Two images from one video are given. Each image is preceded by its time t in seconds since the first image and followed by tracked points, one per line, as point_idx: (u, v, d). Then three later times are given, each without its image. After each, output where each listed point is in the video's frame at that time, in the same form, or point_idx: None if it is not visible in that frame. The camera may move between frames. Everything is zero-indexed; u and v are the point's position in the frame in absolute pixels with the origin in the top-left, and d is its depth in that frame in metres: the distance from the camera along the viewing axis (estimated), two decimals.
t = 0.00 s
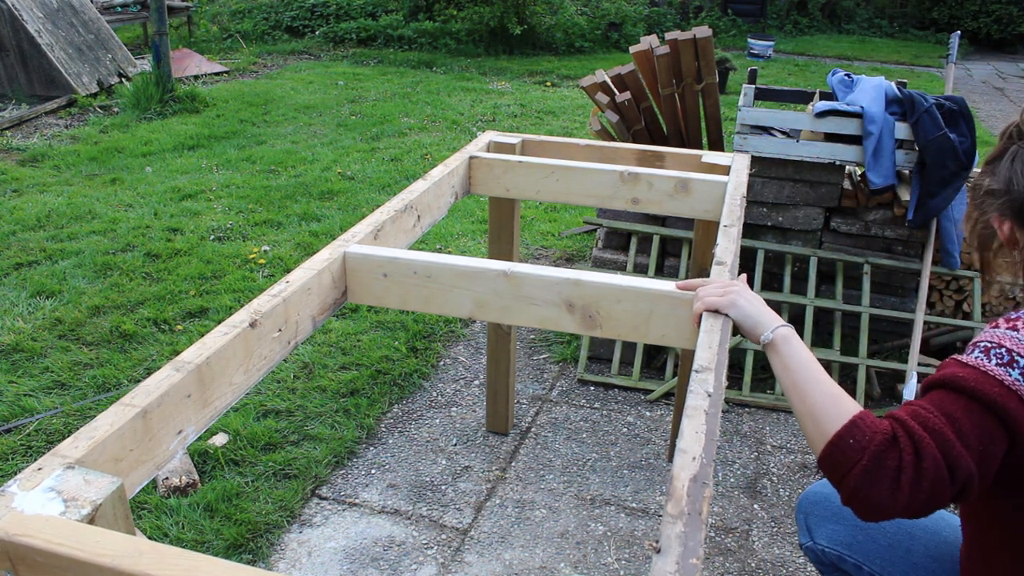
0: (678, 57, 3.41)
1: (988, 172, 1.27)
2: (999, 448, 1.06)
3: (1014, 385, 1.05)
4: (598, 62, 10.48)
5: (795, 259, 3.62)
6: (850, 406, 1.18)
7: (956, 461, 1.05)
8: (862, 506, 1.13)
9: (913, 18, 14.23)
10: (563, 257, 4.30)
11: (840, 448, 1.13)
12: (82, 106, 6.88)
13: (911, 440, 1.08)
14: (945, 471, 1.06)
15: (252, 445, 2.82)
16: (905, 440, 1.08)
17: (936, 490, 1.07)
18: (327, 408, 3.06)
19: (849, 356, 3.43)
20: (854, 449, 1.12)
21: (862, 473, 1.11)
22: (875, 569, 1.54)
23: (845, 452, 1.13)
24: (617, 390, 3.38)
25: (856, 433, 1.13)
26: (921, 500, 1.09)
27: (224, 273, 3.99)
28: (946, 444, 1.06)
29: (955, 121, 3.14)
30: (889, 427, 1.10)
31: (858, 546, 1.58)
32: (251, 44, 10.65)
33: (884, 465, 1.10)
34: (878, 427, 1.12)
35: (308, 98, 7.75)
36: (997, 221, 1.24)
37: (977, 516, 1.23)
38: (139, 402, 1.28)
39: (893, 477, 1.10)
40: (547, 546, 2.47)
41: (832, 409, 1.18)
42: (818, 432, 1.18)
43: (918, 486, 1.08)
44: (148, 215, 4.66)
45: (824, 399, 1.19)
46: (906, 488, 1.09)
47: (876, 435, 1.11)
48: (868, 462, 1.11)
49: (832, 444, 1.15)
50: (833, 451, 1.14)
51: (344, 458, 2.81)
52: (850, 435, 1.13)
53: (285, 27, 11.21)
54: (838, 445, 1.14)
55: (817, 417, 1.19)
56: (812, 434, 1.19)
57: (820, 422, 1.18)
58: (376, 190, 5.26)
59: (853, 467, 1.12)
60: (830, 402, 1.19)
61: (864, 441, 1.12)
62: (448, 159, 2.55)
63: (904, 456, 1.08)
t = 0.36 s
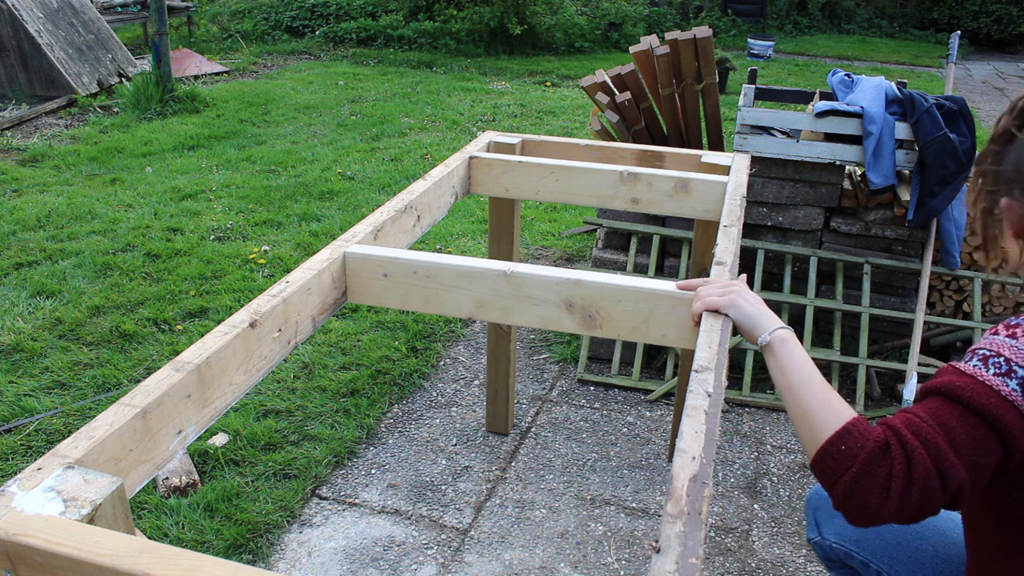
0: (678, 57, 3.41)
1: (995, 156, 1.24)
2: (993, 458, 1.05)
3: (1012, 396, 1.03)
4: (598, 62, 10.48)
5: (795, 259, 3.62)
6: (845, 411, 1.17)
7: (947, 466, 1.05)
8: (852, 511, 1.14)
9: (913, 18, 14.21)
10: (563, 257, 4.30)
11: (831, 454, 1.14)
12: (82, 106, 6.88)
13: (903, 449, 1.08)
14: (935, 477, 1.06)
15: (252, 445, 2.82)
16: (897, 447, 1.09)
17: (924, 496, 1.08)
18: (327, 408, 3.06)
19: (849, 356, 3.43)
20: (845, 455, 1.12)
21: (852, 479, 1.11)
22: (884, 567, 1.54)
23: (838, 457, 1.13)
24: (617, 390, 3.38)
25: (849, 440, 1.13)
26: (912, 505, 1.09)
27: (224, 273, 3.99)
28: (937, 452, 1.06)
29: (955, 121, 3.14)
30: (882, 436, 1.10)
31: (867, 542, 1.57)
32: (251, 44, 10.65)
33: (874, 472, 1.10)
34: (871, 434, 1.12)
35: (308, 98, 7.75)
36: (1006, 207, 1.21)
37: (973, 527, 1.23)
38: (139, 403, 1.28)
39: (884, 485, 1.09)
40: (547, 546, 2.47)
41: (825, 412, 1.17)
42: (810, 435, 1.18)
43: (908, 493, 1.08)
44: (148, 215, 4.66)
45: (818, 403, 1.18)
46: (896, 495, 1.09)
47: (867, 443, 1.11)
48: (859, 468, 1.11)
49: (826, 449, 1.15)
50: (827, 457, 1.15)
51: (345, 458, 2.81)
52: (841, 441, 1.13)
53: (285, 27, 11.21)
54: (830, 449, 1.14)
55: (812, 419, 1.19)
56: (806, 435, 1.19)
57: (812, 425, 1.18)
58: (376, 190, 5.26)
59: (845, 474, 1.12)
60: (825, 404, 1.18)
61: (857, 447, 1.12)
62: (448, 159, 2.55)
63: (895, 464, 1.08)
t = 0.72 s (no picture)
0: (678, 57, 3.41)
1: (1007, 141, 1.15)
2: (976, 474, 1.03)
3: (999, 410, 1.01)
4: (598, 63, 10.47)
5: (795, 259, 3.62)
6: (830, 426, 1.17)
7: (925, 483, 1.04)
8: (833, 526, 1.13)
9: (913, 18, 14.21)
10: (563, 257, 4.30)
11: (813, 470, 1.13)
12: (82, 106, 6.88)
13: (882, 466, 1.06)
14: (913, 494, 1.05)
15: (252, 445, 2.82)
16: (877, 464, 1.07)
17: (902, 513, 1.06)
18: (328, 408, 3.06)
19: (849, 356, 3.43)
20: (825, 473, 1.11)
21: (832, 494, 1.11)
22: (908, 569, 1.55)
23: (820, 472, 1.12)
24: (617, 390, 3.38)
25: (829, 457, 1.12)
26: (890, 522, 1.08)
27: (224, 273, 3.99)
28: (916, 468, 1.04)
29: (955, 121, 3.14)
30: (862, 453, 1.09)
31: (893, 544, 1.58)
32: (251, 44, 10.64)
33: (853, 489, 1.08)
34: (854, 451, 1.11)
35: (308, 98, 7.75)
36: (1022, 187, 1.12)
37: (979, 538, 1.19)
38: (139, 403, 1.28)
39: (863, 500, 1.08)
40: (547, 546, 2.47)
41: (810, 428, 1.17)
42: (794, 451, 1.18)
43: (887, 511, 1.07)
44: (148, 215, 4.66)
45: (803, 418, 1.18)
46: (875, 511, 1.07)
47: (850, 459, 1.10)
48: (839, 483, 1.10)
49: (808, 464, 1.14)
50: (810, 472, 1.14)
51: (345, 458, 2.81)
52: (822, 459, 1.12)
53: (285, 27, 11.21)
54: (812, 465, 1.14)
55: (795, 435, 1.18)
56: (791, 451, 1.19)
57: (797, 440, 1.18)
58: (376, 190, 5.26)
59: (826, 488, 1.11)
60: (810, 420, 1.18)
61: (838, 464, 1.11)
62: (448, 159, 2.55)
63: (874, 480, 1.07)
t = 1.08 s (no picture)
0: (678, 57, 3.41)
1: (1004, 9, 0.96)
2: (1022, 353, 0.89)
3: (1012, 278, 0.89)
4: (598, 63, 10.47)
5: (795, 260, 3.62)
6: (851, 378, 1.14)
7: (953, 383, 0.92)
8: (907, 467, 1.02)
9: (913, 18, 14.21)
10: (563, 257, 4.30)
11: (854, 424, 1.06)
12: (82, 106, 6.88)
13: (909, 387, 0.97)
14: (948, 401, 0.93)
15: (252, 445, 2.82)
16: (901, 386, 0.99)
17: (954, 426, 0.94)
18: (328, 408, 3.06)
19: (849, 356, 3.43)
20: (863, 422, 1.04)
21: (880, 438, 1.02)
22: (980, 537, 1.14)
23: (858, 424, 1.05)
24: (617, 390, 3.38)
25: (860, 404, 1.05)
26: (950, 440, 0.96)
27: (224, 273, 3.99)
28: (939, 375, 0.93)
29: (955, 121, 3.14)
30: (889, 386, 1.01)
31: (951, 517, 1.19)
32: (251, 44, 10.64)
33: (892, 425, 1.00)
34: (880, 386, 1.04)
35: (308, 98, 7.75)
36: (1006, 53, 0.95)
37: None
38: (139, 403, 1.28)
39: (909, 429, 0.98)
40: (546, 546, 2.47)
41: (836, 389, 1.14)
42: (834, 419, 1.13)
43: (938, 428, 0.95)
44: (148, 215, 4.66)
45: (826, 385, 1.16)
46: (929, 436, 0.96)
47: (878, 397, 1.03)
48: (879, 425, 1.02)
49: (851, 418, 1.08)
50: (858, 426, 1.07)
51: (345, 458, 2.81)
52: (855, 410, 1.06)
53: (285, 27, 11.21)
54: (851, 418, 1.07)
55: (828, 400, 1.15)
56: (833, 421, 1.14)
57: (831, 407, 1.14)
58: (376, 190, 5.26)
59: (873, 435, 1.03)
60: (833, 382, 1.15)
61: (868, 407, 1.04)
62: (448, 159, 2.55)
63: (906, 403, 0.98)
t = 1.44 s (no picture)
0: (678, 57, 3.41)
1: None
2: None
3: None
4: (598, 63, 10.47)
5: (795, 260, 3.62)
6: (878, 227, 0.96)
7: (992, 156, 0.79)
8: (961, 262, 0.85)
9: (913, 18, 14.21)
10: (563, 257, 4.30)
11: (896, 238, 0.89)
12: (81, 106, 6.88)
13: (954, 165, 0.82)
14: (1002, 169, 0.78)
15: (252, 445, 2.82)
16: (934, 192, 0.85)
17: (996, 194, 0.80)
18: (328, 408, 3.06)
19: (849, 356, 3.43)
20: (908, 233, 0.87)
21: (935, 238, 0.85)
22: None
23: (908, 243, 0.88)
24: (617, 390, 3.38)
25: (898, 219, 0.89)
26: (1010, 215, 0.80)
27: (224, 273, 3.99)
28: (986, 141, 0.79)
29: (955, 121, 3.14)
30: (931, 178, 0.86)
31: None
32: (251, 44, 10.64)
33: (936, 216, 0.84)
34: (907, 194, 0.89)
35: (308, 98, 7.75)
36: None
37: None
38: (139, 403, 1.28)
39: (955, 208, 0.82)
40: (547, 547, 2.47)
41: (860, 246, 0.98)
42: (881, 273, 0.94)
43: (988, 196, 0.80)
44: (148, 215, 4.66)
45: (857, 253, 0.97)
46: (980, 206, 0.80)
47: (913, 196, 0.87)
48: (928, 226, 0.85)
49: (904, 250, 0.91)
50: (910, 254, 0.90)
51: (344, 458, 2.81)
52: (894, 233, 0.89)
53: (285, 27, 11.21)
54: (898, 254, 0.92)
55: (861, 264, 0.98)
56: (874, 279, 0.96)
57: (874, 265, 0.95)
58: (376, 190, 5.26)
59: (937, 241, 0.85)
60: (855, 245, 0.98)
61: (901, 218, 0.88)
62: (448, 159, 2.55)
63: (947, 189, 0.82)
